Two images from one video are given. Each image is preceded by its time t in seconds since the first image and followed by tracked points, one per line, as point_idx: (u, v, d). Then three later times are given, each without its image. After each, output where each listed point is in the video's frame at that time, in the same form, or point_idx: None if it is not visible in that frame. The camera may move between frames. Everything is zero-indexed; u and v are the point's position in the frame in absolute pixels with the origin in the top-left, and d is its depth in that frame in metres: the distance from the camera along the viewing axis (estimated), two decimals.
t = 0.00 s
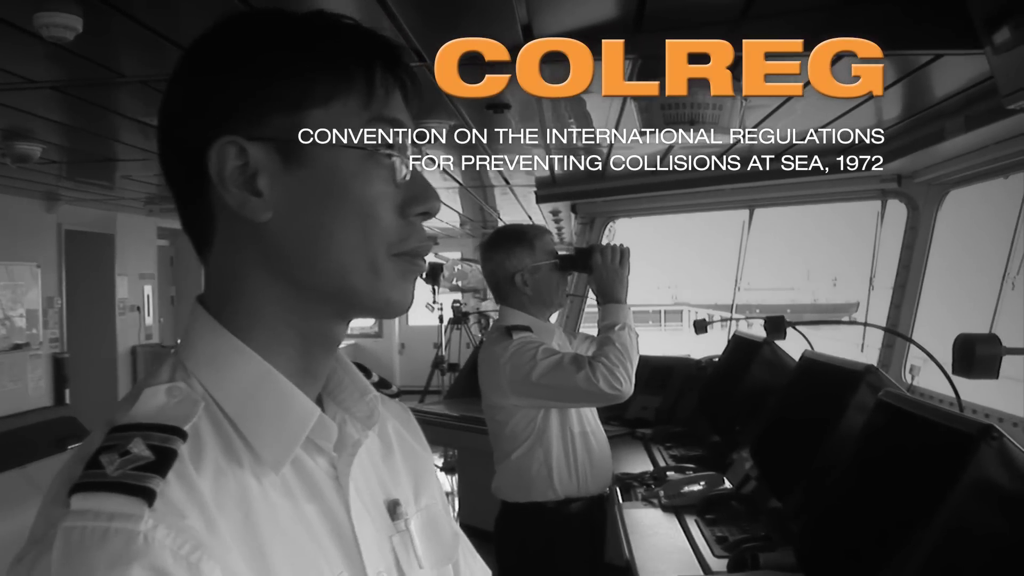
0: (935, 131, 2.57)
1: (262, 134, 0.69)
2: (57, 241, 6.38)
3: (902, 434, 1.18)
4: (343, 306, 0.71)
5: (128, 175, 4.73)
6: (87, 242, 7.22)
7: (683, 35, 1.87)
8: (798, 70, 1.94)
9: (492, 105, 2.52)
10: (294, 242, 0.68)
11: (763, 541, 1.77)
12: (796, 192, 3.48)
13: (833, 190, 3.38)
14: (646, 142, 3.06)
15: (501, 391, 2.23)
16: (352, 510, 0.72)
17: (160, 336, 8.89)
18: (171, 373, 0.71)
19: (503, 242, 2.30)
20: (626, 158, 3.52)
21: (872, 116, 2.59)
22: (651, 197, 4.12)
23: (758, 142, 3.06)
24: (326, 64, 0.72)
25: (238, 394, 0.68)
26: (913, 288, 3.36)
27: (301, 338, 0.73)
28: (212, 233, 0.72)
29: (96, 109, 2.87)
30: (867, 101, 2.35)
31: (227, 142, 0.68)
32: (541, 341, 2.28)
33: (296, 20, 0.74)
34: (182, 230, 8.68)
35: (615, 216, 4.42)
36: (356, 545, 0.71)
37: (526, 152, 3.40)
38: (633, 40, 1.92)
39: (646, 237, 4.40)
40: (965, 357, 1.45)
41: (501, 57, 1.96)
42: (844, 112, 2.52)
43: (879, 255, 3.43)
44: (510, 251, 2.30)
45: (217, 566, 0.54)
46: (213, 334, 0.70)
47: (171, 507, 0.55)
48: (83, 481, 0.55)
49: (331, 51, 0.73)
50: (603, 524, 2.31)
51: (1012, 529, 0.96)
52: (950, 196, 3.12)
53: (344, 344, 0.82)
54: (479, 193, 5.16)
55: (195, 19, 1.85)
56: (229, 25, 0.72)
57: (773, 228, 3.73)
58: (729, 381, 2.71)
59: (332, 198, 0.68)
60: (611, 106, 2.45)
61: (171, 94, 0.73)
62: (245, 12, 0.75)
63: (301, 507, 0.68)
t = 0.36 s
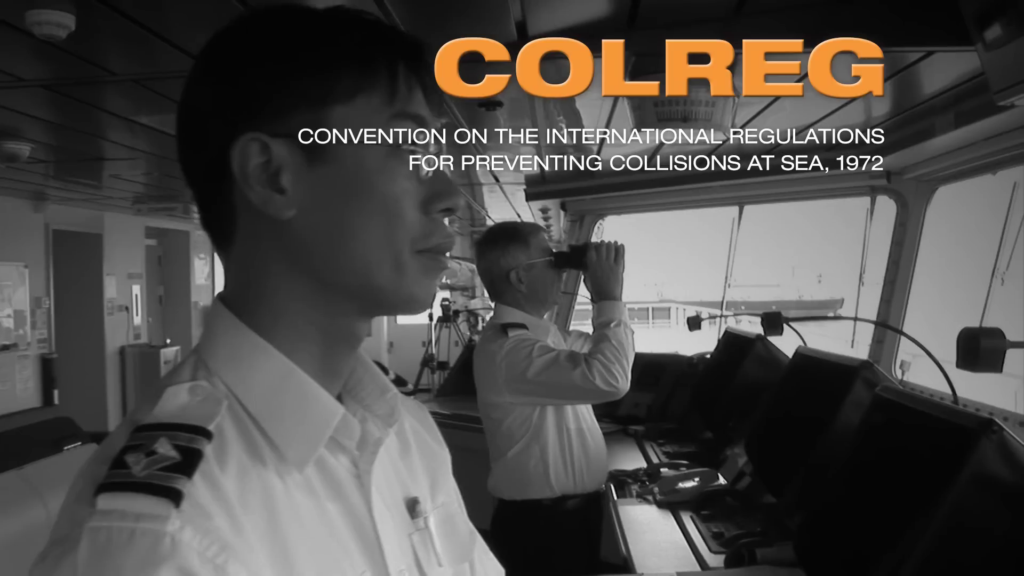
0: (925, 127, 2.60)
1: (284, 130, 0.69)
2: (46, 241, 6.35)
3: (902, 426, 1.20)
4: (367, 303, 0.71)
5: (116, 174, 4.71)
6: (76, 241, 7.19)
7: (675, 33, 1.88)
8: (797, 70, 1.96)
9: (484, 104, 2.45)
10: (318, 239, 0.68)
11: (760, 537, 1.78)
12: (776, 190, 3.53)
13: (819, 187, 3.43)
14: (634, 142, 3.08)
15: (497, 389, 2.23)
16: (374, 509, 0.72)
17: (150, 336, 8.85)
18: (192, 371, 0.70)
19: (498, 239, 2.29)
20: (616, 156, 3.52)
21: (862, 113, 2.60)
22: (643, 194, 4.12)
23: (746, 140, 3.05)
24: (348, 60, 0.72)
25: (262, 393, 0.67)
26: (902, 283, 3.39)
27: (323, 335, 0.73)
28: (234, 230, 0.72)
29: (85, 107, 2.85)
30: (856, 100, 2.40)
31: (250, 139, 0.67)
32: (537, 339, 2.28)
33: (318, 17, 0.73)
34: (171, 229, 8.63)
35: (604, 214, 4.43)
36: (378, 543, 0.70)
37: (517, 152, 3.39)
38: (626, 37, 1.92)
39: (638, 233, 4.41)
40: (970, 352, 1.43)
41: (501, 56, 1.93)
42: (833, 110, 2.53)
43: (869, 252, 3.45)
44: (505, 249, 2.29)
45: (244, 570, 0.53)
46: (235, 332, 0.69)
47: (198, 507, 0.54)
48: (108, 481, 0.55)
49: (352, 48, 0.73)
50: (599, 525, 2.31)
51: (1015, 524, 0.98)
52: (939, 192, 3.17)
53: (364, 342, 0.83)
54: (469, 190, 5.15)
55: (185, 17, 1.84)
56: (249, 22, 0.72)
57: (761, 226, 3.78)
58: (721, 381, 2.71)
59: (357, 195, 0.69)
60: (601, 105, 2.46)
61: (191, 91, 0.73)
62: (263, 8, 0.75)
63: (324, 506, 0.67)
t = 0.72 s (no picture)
0: (919, 125, 2.61)
1: (311, 126, 0.69)
2: (37, 239, 6.32)
3: (903, 423, 1.20)
4: (390, 303, 0.71)
5: (107, 172, 4.69)
6: (67, 240, 7.16)
7: (673, 30, 1.88)
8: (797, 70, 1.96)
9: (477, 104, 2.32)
10: (340, 238, 0.69)
11: (757, 534, 1.78)
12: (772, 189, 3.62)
13: (811, 186, 3.52)
14: (627, 142, 3.09)
15: (494, 387, 2.23)
16: (392, 510, 0.72)
17: (142, 335, 8.81)
18: (210, 371, 0.70)
19: (494, 238, 2.28)
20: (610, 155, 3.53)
21: (855, 112, 2.60)
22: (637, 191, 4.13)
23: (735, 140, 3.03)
24: (372, 59, 0.72)
25: (281, 393, 0.67)
26: (895, 281, 3.41)
27: (343, 335, 0.73)
28: (254, 229, 0.73)
29: (77, 105, 2.84)
30: (847, 100, 2.40)
31: (273, 138, 0.67)
32: (533, 337, 2.28)
33: (338, 14, 0.73)
34: (162, 228, 8.58)
35: (598, 212, 4.44)
36: (395, 545, 0.70)
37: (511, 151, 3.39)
38: (623, 34, 1.92)
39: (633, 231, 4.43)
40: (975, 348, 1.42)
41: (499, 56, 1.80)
42: (824, 110, 2.55)
43: (862, 250, 3.50)
44: (501, 247, 2.29)
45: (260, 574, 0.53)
46: (254, 332, 0.69)
47: (215, 509, 0.54)
48: (125, 479, 0.55)
49: (374, 45, 0.73)
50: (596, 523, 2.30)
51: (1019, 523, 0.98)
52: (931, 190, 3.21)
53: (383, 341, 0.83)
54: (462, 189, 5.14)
55: (179, 14, 1.84)
56: (272, 19, 0.72)
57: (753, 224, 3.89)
58: (715, 380, 2.72)
59: (380, 193, 0.69)
60: (595, 104, 2.46)
61: (212, 89, 0.73)
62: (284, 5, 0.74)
63: (342, 508, 0.67)
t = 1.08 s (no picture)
0: (912, 127, 2.62)
1: (338, 125, 0.69)
2: (27, 241, 6.30)
3: (903, 424, 1.21)
4: (408, 306, 0.72)
5: (97, 173, 4.67)
6: (58, 241, 7.13)
7: (669, 31, 1.88)
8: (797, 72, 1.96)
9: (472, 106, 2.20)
10: (361, 241, 0.69)
11: (753, 535, 1.78)
12: (766, 190, 3.68)
13: (805, 188, 3.58)
14: (620, 142, 3.09)
15: (490, 388, 2.22)
16: (407, 512, 0.72)
17: (133, 336, 8.79)
18: (228, 372, 0.70)
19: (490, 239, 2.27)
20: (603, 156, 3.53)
21: (846, 115, 2.61)
22: (629, 193, 4.13)
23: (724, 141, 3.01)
24: (395, 60, 0.72)
25: (299, 395, 0.68)
26: (887, 283, 3.52)
27: (361, 337, 0.74)
28: (271, 230, 0.73)
29: (69, 105, 2.82)
30: (839, 102, 2.40)
31: (295, 140, 0.68)
32: (530, 339, 2.27)
33: (358, 15, 0.73)
34: (153, 229, 8.55)
35: (591, 213, 4.44)
36: (410, 547, 0.70)
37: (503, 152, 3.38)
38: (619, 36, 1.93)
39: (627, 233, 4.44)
40: (979, 350, 1.39)
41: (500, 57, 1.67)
42: (817, 112, 2.55)
43: (853, 250, 3.59)
44: (497, 249, 2.28)
45: None
46: (272, 334, 0.70)
47: (233, 510, 0.54)
48: (143, 478, 0.55)
49: (395, 47, 0.73)
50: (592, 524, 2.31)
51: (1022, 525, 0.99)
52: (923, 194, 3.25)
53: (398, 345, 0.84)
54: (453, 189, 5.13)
55: (173, 14, 1.83)
56: (294, 19, 0.72)
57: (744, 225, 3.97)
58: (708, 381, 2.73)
59: (401, 196, 0.69)
60: (590, 104, 2.44)
61: (232, 89, 0.73)
62: (305, 6, 0.74)
63: (358, 510, 0.67)
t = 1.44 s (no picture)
0: (903, 128, 2.64)
1: (345, 129, 0.69)
2: (17, 245, 6.25)
3: (902, 424, 1.21)
4: (412, 310, 0.72)
5: (87, 176, 4.64)
6: (48, 245, 7.09)
7: (662, 33, 1.88)
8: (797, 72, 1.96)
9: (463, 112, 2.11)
10: (366, 244, 0.69)
11: (748, 536, 1.79)
12: (757, 191, 3.70)
13: (796, 189, 3.61)
14: (612, 142, 3.10)
15: (483, 391, 2.21)
16: (410, 517, 0.72)
17: (124, 340, 8.74)
18: (230, 375, 0.70)
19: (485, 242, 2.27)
20: (596, 158, 3.53)
21: (837, 117, 2.62)
22: (621, 195, 4.13)
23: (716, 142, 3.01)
24: (402, 64, 0.72)
25: (302, 398, 0.67)
26: (878, 284, 3.53)
27: (365, 341, 0.73)
28: (276, 233, 0.72)
29: (60, 108, 2.80)
30: (830, 103, 2.41)
31: (300, 142, 0.68)
32: (524, 341, 2.27)
33: (366, 19, 0.73)
34: (143, 233, 8.50)
35: (582, 215, 4.44)
36: (413, 552, 0.70)
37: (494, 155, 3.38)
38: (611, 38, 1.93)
39: (618, 235, 4.44)
40: (977, 352, 1.39)
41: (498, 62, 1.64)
42: (809, 114, 2.56)
43: (845, 250, 3.61)
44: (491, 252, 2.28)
45: None
46: (275, 337, 0.69)
47: (235, 514, 0.54)
48: (145, 482, 0.54)
49: (403, 51, 0.73)
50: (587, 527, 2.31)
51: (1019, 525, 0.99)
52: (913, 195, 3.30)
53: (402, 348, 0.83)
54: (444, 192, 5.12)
55: (166, 16, 1.82)
56: (303, 22, 0.72)
57: (736, 227, 3.99)
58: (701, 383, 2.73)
59: (405, 200, 0.69)
60: (582, 106, 2.44)
61: (237, 90, 0.73)
62: (313, 8, 0.74)
63: (361, 515, 0.67)
